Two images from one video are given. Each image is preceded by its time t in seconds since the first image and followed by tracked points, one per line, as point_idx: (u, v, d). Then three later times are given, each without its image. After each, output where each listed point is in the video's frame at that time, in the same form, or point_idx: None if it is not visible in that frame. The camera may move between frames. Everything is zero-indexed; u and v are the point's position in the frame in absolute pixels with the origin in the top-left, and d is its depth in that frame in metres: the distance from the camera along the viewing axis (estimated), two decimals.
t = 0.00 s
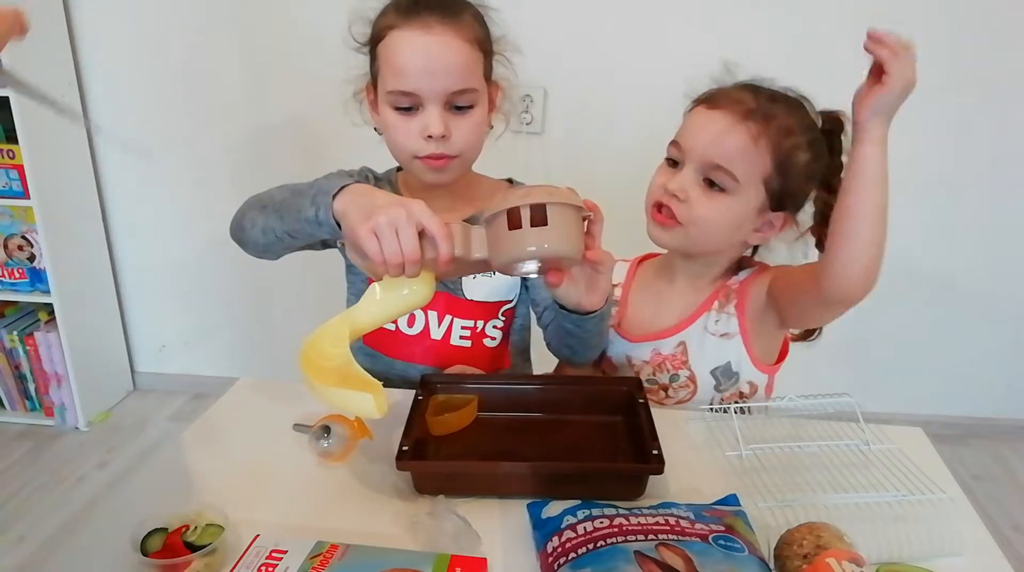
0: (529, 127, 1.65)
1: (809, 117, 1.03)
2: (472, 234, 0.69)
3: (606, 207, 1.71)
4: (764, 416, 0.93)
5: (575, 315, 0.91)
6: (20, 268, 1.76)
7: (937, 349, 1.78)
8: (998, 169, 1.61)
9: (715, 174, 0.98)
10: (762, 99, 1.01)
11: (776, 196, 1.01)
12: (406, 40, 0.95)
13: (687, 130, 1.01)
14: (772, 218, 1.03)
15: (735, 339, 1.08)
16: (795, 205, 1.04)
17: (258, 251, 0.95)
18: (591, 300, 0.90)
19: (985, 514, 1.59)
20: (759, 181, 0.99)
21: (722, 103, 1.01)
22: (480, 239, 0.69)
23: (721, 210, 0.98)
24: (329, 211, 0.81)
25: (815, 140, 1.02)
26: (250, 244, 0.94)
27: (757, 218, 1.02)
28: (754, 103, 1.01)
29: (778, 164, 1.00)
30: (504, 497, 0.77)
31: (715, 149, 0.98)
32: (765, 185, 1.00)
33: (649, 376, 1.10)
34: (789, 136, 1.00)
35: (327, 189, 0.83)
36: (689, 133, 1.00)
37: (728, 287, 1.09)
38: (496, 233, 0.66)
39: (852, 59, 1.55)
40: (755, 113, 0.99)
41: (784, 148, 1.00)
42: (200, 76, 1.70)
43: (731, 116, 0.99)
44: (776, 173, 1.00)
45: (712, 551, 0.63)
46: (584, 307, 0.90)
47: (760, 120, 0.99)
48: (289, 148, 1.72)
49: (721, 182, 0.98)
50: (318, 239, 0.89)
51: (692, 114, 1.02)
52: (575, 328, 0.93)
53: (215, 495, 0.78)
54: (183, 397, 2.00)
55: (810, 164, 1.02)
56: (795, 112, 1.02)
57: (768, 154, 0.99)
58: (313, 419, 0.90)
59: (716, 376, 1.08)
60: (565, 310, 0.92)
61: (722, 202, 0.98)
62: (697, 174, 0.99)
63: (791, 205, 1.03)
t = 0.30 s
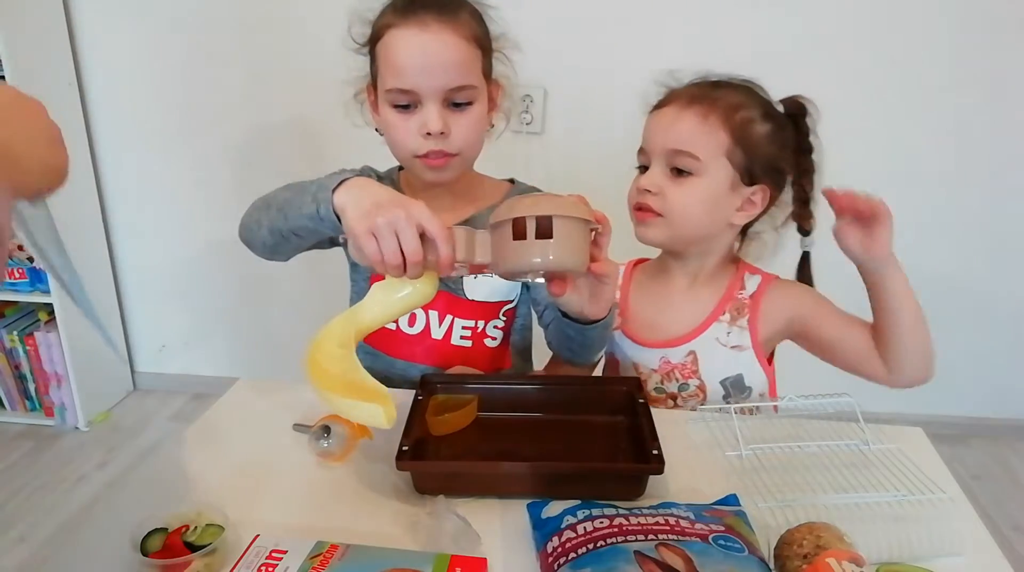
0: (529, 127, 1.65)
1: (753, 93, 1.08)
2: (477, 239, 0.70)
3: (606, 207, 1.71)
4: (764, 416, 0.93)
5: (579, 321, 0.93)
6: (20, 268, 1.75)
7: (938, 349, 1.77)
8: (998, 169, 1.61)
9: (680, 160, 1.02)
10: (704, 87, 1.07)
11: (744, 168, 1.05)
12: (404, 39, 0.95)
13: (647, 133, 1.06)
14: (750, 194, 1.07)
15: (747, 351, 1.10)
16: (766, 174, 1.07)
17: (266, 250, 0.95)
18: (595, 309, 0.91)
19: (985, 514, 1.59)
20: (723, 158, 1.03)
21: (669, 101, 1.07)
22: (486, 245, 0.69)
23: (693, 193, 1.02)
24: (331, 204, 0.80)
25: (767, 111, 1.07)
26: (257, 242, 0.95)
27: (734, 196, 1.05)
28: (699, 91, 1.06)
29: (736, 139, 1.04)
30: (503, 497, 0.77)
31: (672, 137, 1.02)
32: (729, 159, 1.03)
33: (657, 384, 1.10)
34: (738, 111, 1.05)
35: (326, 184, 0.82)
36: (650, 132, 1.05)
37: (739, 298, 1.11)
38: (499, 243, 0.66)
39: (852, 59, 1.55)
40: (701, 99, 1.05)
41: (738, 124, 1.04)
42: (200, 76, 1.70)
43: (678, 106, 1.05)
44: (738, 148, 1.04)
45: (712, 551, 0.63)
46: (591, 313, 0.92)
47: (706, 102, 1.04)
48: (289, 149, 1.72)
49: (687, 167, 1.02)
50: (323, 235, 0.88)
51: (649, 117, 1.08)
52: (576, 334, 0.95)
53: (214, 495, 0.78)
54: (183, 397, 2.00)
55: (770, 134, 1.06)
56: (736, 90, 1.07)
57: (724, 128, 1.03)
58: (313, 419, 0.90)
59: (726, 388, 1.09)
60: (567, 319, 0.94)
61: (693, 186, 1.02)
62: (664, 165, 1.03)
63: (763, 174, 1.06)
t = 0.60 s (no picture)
0: (529, 127, 1.65)
1: (717, 86, 1.09)
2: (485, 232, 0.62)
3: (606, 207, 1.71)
4: (764, 416, 0.93)
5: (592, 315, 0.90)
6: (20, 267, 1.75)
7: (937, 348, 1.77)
8: (999, 169, 1.61)
9: (662, 158, 1.03)
10: (668, 86, 1.08)
11: (722, 158, 1.06)
12: (406, 34, 0.96)
13: (622, 134, 1.06)
14: (731, 182, 1.08)
15: (745, 341, 1.12)
16: (742, 161, 1.09)
17: (271, 241, 0.93)
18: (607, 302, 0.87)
19: (985, 514, 1.59)
20: (702, 150, 1.04)
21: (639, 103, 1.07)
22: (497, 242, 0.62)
23: (678, 189, 1.03)
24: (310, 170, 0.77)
25: (732, 100, 1.09)
26: (261, 236, 0.93)
27: (716, 185, 1.07)
28: (664, 90, 1.07)
29: (712, 131, 1.05)
30: (503, 497, 0.77)
31: (651, 137, 1.03)
32: (708, 150, 1.05)
33: (658, 375, 1.10)
34: (708, 104, 1.06)
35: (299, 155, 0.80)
36: (625, 135, 1.05)
37: (733, 289, 1.13)
38: (519, 249, 0.59)
39: (852, 59, 1.55)
40: (670, 96, 1.06)
41: (709, 117, 1.05)
42: (200, 76, 1.70)
43: (648, 108, 1.05)
44: (714, 139, 1.05)
45: (712, 551, 0.63)
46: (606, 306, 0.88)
47: (677, 99, 1.05)
48: (289, 149, 1.72)
49: (669, 164, 1.03)
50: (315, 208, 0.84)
51: (621, 120, 1.08)
52: (590, 328, 0.93)
53: (214, 495, 0.78)
54: (182, 397, 2.00)
55: (738, 122, 1.08)
56: (700, 84, 1.08)
57: (699, 121, 1.04)
58: (313, 419, 0.90)
59: (724, 377, 1.10)
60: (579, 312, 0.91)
61: (677, 182, 1.03)
62: (645, 165, 1.03)
63: (739, 161, 1.09)
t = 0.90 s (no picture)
0: (529, 127, 1.65)
1: (719, 84, 1.11)
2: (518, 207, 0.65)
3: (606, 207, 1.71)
4: (764, 416, 0.93)
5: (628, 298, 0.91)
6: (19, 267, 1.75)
7: (937, 348, 1.77)
8: (999, 170, 1.61)
9: (673, 152, 1.02)
10: (675, 82, 1.09)
11: (731, 153, 1.07)
12: (405, 31, 0.96)
13: (627, 131, 1.05)
14: (736, 178, 1.09)
15: (742, 342, 1.11)
16: (747, 158, 1.11)
17: (262, 236, 0.90)
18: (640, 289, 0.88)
19: (984, 514, 1.59)
20: (712, 145, 1.04)
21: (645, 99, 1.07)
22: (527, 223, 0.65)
23: (689, 183, 1.02)
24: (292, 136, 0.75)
25: (735, 97, 1.10)
26: (252, 230, 0.90)
27: (723, 181, 1.07)
28: (672, 86, 1.07)
29: (720, 127, 1.06)
30: (504, 497, 0.77)
31: (661, 133, 1.02)
32: (718, 146, 1.05)
33: (653, 373, 1.10)
34: (715, 100, 1.07)
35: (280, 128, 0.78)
36: (634, 129, 1.04)
37: (734, 290, 1.12)
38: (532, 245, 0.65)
39: (852, 59, 1.55)
40: (679, 92, 1.06)
41: (716, 112, 1.06)
42: (200, 77, 1.70)
43: (658, 102, 1.05)
44: (722, 134, 1.06)
45: (712, 551, 0.63)
46: (640, 295, 0.89)
47: (684, 95, 1.05)
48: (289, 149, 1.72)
49: (679, 158, 1.03)
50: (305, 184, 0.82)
51: (626, 116, 1.08)
52: (625, 310, 0.92)
53: (214, 495, 0.78)
54: (182, 397, 2.00)
55: (741, 118, 1.10)
56: (703, 80, 1.09)
57: (708, 116, 1.05)
58: (313, 419, 0.90)
59: (719, 377, 1.10)
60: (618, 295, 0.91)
61: (688, 175, 1.03)
62: (656, 159, 1.03)
63: (745, 157, 1.10)
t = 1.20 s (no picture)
0: (529, 127, 1.65)
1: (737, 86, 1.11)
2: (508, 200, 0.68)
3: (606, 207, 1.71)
4: (764, 415, 0.93)
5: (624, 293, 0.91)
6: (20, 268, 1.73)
7: (937, 348, 1.77)
8: (998, 170, 1.61)
9: (685, 150, 1.03)
10: (694, 80, 1.09)
11: (741, 157, 1.08)
12: (398, 29, 0.96)
13: (639, 127, 1.05)
14: (745, 183, 1.09)
15: (735, 349, 1.11)
16: (757, 164, 1.11)
17: (274, 210, 0.86)
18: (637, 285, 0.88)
19: (984, 514, 1.59)
20: (724, 147, 1.05)
21: (660, 95, 1.07)
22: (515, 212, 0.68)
23: (699, 184, 1.03)
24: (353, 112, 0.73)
25: (752, 101, 1.11)
26: (266, 201, 0.85)
27: (732, 185, 1.07)
28: (689, 84, 1.08)
29: (734, 129, 1.06)
30: (504, 497, 0.77)
31: (675, 131, 1.03)
32: (730, 148, 1.06)
33: (645, 375, 1.10)
34: (732, 102, 1.07)
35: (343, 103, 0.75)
36: (648, 125, 1.04)
37: (731, 295, 1.11)
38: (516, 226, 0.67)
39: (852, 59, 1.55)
40: (696, 90, 1.06)
41: (733, 113, 1.06)
42: (200, 77, 1.70)
43: (674, 99, 1.05)
44: (735, 137, 1.06)
45: (712, 551, 0.63)
46: (632, 291, 0.89)
47: (702, 94, 1.06)
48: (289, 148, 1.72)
49: (691, 157, 1.03)
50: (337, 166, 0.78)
51: (639, 110, 1.07)
52: (623, 304, 0.92)
53: (214, 495, 0.78)
54: (182, 397, 2.00)
55: (755, 123, 1.10)
56: (721, 81, 1.10)
57: (724, 118, 1.05)
58: (313, 419, 0.90)
59: (712, 383, 1.10)
60: (613, 290, 0.91)
61: (700, 175, 1.03)
62: (667, 158, 1.03)
63: (754, 163, 1.10)
